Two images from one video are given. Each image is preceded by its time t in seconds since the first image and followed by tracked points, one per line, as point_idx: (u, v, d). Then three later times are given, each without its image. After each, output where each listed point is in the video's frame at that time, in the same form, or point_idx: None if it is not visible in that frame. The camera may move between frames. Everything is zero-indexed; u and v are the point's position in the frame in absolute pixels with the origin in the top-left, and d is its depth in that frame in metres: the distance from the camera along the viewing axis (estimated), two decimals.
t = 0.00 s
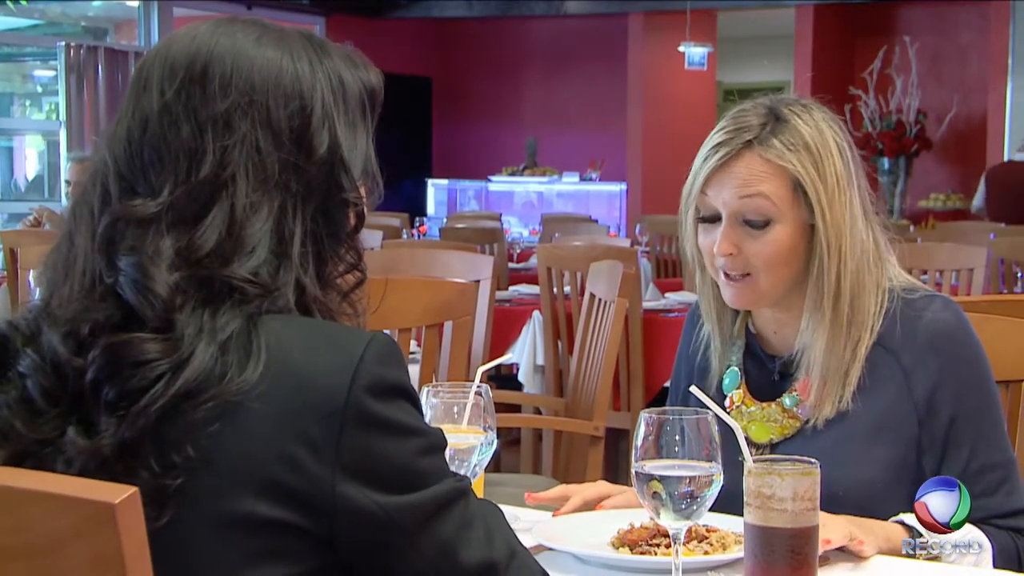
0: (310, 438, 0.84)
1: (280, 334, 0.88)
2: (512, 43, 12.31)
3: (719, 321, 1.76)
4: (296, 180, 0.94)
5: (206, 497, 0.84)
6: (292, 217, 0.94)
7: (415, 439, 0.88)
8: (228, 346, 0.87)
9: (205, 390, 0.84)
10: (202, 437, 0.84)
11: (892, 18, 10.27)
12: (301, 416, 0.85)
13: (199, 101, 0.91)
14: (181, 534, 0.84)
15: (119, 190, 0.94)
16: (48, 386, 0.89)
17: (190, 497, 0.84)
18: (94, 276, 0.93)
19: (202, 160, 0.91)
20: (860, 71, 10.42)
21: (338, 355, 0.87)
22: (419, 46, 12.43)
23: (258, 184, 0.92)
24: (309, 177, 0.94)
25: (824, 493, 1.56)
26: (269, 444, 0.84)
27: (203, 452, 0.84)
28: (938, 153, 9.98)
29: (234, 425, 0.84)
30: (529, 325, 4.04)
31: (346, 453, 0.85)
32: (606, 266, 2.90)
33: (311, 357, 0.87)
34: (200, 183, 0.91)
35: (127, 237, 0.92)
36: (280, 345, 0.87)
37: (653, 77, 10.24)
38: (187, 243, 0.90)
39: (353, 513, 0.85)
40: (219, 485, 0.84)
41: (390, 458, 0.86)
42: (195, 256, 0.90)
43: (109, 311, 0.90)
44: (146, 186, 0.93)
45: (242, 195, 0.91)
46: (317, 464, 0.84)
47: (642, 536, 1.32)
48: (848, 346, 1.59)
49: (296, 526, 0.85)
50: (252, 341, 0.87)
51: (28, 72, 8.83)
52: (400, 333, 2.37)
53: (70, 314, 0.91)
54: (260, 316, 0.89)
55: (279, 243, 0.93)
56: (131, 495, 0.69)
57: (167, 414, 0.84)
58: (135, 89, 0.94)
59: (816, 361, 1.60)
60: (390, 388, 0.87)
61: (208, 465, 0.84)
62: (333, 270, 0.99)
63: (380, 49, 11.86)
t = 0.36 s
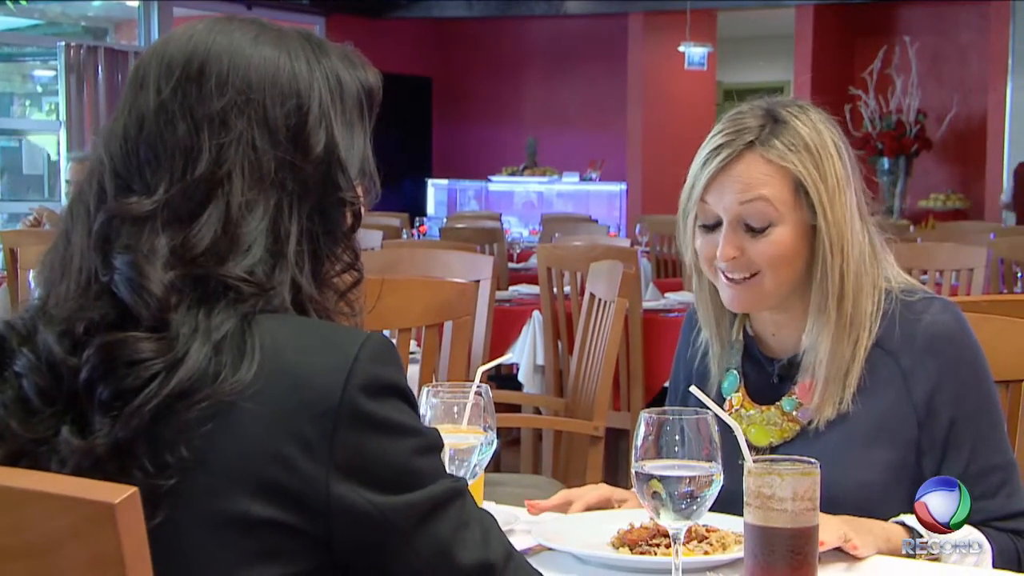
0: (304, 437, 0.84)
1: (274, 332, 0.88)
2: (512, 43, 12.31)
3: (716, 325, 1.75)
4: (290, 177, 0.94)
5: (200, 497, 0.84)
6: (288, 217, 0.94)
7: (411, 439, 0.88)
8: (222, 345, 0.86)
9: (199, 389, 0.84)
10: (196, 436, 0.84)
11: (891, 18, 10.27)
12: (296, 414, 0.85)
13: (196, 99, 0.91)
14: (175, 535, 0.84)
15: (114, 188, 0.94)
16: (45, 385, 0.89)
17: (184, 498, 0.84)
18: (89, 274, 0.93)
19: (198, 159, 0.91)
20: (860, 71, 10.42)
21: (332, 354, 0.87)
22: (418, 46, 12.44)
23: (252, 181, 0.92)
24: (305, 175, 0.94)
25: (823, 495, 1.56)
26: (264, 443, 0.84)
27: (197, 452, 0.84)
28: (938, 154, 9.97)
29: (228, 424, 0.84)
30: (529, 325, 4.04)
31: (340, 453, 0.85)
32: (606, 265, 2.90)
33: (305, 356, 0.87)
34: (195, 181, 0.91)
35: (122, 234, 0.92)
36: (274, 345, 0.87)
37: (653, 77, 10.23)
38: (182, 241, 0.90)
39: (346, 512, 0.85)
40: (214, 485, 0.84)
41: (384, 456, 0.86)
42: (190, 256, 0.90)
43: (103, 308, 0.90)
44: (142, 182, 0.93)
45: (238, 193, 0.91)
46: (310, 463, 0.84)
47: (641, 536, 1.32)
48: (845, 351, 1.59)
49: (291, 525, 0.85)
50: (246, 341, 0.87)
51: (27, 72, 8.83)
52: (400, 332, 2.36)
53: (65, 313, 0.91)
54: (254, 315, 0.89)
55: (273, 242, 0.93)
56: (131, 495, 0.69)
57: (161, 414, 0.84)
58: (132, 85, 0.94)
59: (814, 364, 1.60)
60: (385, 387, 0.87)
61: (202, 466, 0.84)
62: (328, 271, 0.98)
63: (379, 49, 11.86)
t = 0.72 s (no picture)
0: (304, 436, 0.85)
1: (273, 331, 0.88)
2: (510, 43, 12.31)
3: (708, 330, 1.74)
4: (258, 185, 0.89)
5: (207, 494, 0.85)
6: (259, 237, 0.90)
7: (410, 436, 0.88)
8: (223, 357, 0.86)
9: (201, 393, 0.85)
10: (198, 438, 0.85)
11: (890, 18, 10.27)
12: (294, 413, 0.85)
13: (133, 146, 0.87)
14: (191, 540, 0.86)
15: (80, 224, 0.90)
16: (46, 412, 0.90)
17: (191, 498, 0.85)
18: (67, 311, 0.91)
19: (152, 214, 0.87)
20: (858, 71, 10.42)
21: (330, 353, 0.87)
22: (417, 46, 12.44)
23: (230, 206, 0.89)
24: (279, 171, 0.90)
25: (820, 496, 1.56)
26: (267, 440, 0.85)
27: (199, 454, 0.85)
28: (936, 154, 9.97)
29: (231, 424, 0.85)
30: (528, 325, 4.04)
31: (340, 448, 0.85)
32: (605, 265, 2.89)
33: (304, 355, 0.87)
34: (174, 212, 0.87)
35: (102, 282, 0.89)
36: (274, 345, 0.87)
37: (652, 77, 10.23)
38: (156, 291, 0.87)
39: (345, 509, 0.85)
40: (217, 482, 0.85)
41: (383, 455, 0.86)
42: (159, 310, 0.87)
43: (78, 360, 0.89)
44: (102, 242, 0.89)
45: (201, 237, 0.87)
46: (310, 461, 0.85)
47: (640, 536, 1.31)
48: (833, 359, 1.59)
49: (290, 521, 0.86)
50: (247, 344, 0.87)
51: (26, 72, 8.80)
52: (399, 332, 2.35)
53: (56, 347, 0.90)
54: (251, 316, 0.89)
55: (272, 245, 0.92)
56: (130, 494, 0.69)
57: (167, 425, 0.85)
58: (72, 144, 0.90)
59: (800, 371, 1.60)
60: (383, 384, 0.88)
61: (205, 467, 0.85)
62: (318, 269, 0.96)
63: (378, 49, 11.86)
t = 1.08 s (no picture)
0: (279, 439, 0.84)
1: (252, 337, 0.87)
2: (502, 43, 12.31)
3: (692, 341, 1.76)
4: (193, 186, 0.88)
5: (176, 498, 0.84)
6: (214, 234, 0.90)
7: (387, 438, 0.87)
8: (195, 363, 0.85)
9: (172, 403, 0.84)
10: (172, 444, 0.84)
11: (881, 18, 10.29)
12: (268, 417, 0.84)
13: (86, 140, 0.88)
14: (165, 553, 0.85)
15: (46, 198, 0.91)
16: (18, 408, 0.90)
17: (163, 498, 0.84)
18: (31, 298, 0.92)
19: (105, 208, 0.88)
20: (849, 71, 10.44)
21: (308, 356, 0.86)
22: (409, 46, 12.44)
23: (179, 198, 0.88)
24: (215, 174, 0.89)
25: (811, 497, 1.56)
26: (239, 440, 0.84)
27: (170, 459, 0.84)
28: (927, 154, 9.99)
29: (206, 429, 0.84)
30: (518, 325, 4.04)
31: (315, 451, 0.84)
32: (596, 266, 2.89)
33: (281, 356, 0.86)
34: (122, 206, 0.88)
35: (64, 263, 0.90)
36: (250, 346, 0.87)
37: (643, 77, 10.24)
38: (137, 253, 0.88)
39: (320, 513, 0.84)
40: (189, 483, 0.84)
41: (362, 458, 0.85)
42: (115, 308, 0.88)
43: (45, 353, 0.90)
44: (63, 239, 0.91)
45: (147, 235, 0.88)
46: (284, 465, 0.84)
47: (631, 535, 1.31)
48: (825, 353, 1.59)
49: (266, 524, 0.85)
50: (221, 347, 0.86)
51: (16, 71, 8.75)
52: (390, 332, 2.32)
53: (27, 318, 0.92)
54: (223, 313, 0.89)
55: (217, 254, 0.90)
56: (119, 495, 0.69)
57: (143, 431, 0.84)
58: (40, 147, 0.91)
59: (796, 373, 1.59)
60: (359, 385, 0.87)
61: (175, 472, 0.84)
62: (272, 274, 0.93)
63: (369, 49, 11.85)
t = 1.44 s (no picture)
0: (173, 428, 0.83)
1: (133, 329, 0.86)
2: (500, 42, 12.31)
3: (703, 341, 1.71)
4: (62, 167, 0.85)
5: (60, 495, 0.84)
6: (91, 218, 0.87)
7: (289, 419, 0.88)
8: (70, 359, 0.84)
9: (53, 397, 0.84)
10: (58, 442, 0.84)
11: (880, 18, 10.28)
12: (159, 408, 0.83)
13: None
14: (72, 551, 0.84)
15: None
16: None
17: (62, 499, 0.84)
18: None
19: None
20: (848, 70, 10.45)
21: (192, 343, 0.85)
22: (407, 46, 12.44)
23: (54, 179, 0.85)
24: (80, 154, 0.85)
25: (816, 493, 1.56)
26: (130, 432, 0.83)
27: (63, 459, 0.84)
28: (926, 154, 10.00)
29: (87, 424, 0.83)
30: (519, 326, 4.04)
31: (212, 435, 0.84)
32: (594, 266, 2.89)
33: (165, 346, 0.85)
34: None
35: None
36: (130, 340, 0.85)
37: (642, 77, 10.24)
38: None
39: (221, 499, 0.85)
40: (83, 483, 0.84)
41: (261, 439, 0.86)
42: None
43: None
44: None
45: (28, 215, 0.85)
46: (177, 456, 0.84)
47: (630, 534, 1.31)
48: (823, 352, 1.59)
49: (168, 515, 0.85)
50: (99, 343, 0.85)
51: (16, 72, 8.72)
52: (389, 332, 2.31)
53: None
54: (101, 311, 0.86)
55: (98, 230, 0.87)
56: (119, 494, 0.69)
57: (22, 422, 0.85)
58: None
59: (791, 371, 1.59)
60: (258, 367, 0.87)
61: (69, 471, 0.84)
62: (154, 250, 0.90)
63: (369, 49, 11.87)
